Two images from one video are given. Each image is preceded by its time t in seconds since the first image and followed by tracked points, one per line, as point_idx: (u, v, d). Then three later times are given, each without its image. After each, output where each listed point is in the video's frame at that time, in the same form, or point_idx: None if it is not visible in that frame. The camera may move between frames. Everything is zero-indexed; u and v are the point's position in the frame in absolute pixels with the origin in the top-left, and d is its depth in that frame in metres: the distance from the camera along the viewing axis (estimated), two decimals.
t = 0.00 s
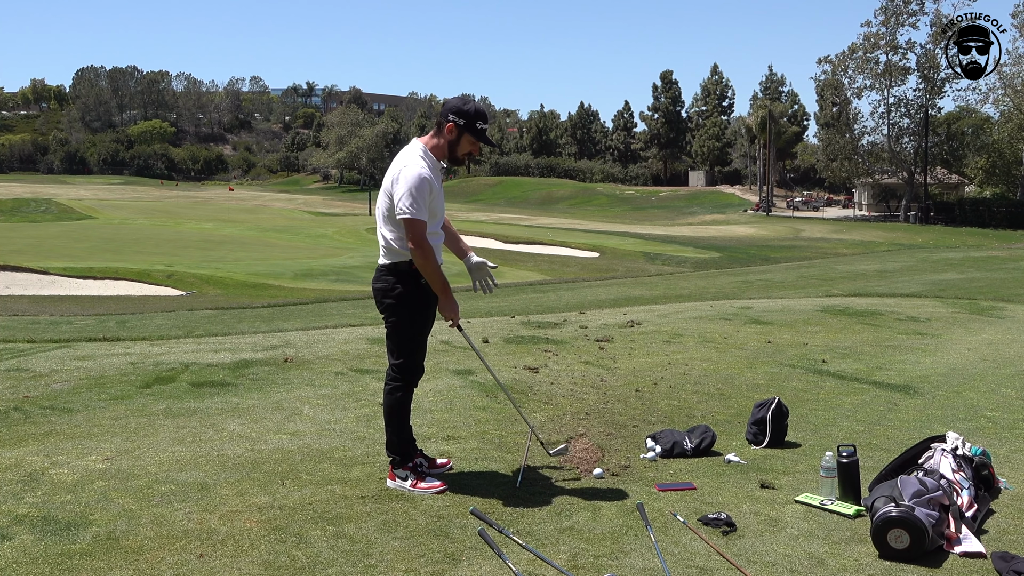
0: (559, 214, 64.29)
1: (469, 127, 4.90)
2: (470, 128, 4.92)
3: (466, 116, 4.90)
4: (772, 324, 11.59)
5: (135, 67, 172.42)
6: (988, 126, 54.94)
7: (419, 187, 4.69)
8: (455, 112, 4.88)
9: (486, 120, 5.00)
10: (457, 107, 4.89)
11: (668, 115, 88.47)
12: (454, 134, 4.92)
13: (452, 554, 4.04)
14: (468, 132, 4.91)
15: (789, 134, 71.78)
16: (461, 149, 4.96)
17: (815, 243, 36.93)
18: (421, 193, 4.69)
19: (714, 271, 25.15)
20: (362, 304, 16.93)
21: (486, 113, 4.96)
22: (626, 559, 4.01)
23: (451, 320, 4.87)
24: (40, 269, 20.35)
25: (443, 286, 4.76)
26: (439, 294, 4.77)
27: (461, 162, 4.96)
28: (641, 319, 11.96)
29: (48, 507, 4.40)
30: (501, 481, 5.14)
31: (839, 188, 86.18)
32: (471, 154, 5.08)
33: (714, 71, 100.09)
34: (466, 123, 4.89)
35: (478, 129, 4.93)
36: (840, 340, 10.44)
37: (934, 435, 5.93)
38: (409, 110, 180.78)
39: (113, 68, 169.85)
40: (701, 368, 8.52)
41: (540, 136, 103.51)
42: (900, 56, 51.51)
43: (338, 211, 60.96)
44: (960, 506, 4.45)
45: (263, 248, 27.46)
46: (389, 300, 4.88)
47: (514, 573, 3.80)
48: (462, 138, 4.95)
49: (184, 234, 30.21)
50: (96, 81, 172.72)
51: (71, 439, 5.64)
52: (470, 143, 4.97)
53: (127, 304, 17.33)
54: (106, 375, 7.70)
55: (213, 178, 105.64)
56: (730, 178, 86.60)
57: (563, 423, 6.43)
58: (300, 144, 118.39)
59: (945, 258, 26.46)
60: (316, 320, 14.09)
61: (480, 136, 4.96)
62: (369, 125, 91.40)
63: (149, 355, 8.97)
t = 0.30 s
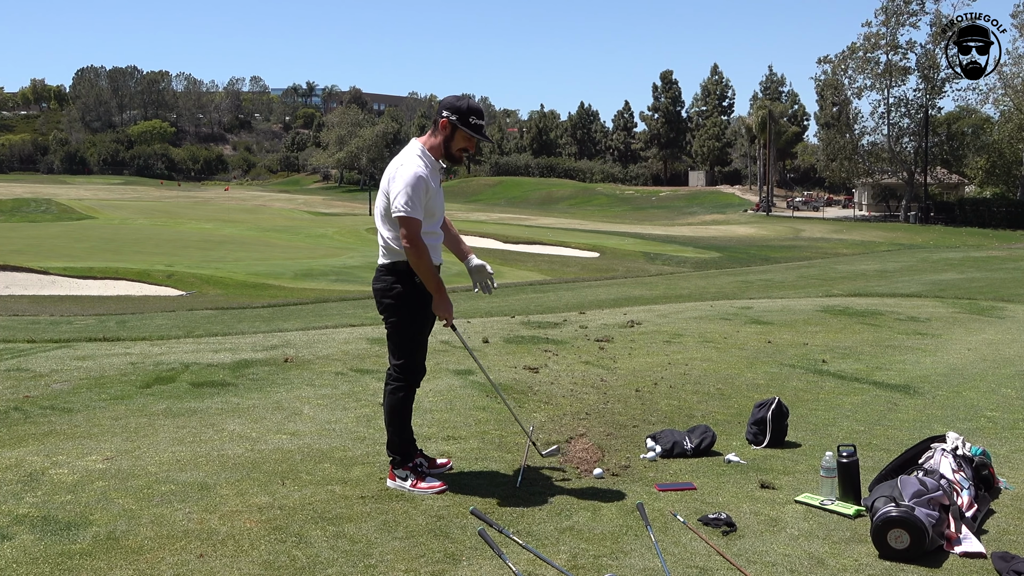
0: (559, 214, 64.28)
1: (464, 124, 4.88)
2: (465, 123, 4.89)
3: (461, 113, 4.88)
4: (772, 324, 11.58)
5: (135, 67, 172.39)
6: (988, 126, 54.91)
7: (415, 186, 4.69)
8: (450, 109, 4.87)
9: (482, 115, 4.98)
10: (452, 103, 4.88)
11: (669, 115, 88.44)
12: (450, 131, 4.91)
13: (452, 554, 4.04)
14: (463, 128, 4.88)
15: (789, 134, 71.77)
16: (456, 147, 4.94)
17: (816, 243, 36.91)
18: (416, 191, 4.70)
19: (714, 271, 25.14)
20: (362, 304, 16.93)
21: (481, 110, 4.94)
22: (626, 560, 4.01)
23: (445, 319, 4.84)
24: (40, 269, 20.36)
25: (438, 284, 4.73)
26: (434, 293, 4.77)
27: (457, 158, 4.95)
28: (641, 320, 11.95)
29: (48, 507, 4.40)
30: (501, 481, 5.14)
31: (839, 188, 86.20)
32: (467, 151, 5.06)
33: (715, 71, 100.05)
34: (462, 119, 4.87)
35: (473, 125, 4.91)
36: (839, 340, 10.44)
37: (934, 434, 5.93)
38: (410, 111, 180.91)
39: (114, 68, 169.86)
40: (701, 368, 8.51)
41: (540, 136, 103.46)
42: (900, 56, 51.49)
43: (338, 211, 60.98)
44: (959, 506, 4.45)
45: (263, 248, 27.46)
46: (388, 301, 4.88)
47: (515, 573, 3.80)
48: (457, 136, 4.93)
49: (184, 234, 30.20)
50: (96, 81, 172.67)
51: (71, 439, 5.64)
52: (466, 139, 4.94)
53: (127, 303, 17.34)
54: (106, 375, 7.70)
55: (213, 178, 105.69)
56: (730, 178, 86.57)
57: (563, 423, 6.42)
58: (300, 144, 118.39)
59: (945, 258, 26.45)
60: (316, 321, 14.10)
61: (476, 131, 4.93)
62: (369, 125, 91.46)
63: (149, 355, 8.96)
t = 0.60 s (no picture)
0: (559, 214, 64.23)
1: (457, 118, 4.83)
2: (457, 120, 4.86)
3: (454, 110, 4.84)
4: (772, 324, 11.57)
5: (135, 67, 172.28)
6: (988, 126, 54.92)
7: (401, 183, 4.72)
8: (444, 105, 4.84)
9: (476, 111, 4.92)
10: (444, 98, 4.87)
11: (668, 115, 88.41)
12: (444, 127, 4.88)
13: (451, 554, 4.04)
14: (457, 122, 4.83)
15: (789, 134, 71.77)
16: (452, 145, 4.92)
17: (815, 243, 36.89)
18: (403, 187, 4.72)
19: (714, 271, 25.10)
20: (362, 304, 16.92)
21: (475, 106, 4.88)
22: (626, 560, 4.01)
23: (427, 317, 4.76)
24: (40, 269, 20.35)
25: (417, 280, 4.67)
26: (414, 289, 4.69)
27: (452, 155, 4.92)
28: (641, 320, 11.94)
29: (48, 507, 4.39)
30: (501, 482, 5.14)
31: (839, 188, 86.18)
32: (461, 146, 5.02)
33: (715, 71, 100.03)
34: (455, 115, 4.82)
35: (467, 120, 4.85)
36: (840, 340, 10.43)
37: (935, 434, 5.92)
38: (410, 111, 180.81)
39: (114, 69, 169.71)
40: (701, 368, 8.51)
41: (540, 136, 103.43)
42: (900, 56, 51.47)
43: (338, 211, 60.94)
44: (959, 507, 4.45)
45: (263, 248, 27.46)
46: (385, 300, 4.91)
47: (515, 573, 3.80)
48: (450, 132, 4.90)
49: (184, 234, 30.17)
50: (96, 81, 172.59)
51: (71, 439, 5.64)
52: (458, 137, 4.92)
53: (127, 304, 17.33)
54: (106, 375, 7.69)
55: (213, 178, 105.68)
56: (730, 178, 86.54)
57: (562, 423, 6.42)
58: (300, 144, 118.34)
59: (945, 258, 26.42)
60: (316, 321, 14.08)
61: (470, 130, 4.91)
62: (369, 125, 91.44)
63: (149, 355, 8.96)
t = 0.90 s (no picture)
0: (559, 214, 64.23)
1: (457, 112, 4.79)
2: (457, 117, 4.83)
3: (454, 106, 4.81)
4: (772, 324, 11.58)
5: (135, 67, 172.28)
6: (988, 126, 54.93)
7: (395, 181, 4.72)
8: (444, 100, 4.82)
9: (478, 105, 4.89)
10: (444, 94, 4.84)
11: (668, 115, 88.43)
12: (444, 122, 4.86)
13: (451, 554, 4.04)
14: (456, 116, 4.80)
15: (789, 134, 71.79)
16: (454, 141, 4.91)
17: (816, 243, 36.90)
18: (396, 185, 4.72)
19: (714, 271, 25.10)
20: (362, 304, 16.92)
21: (476, 99, 4.85)
22: (625, 559, 4.01)
23: (409, 319, 4.71)
24: (40, 269, 20.36)
25: (400, 279, 4.63)
26: (398, 288, 4.64)
27: (455, 150, 4.91)
28: (641, 320, 11.95)
29: (48, 507, 4.39)
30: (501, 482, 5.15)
31: (839, 188, 86.21)
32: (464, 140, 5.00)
33: (715, 71, 100.02)
34: (453, 112, 4.80)
35: (467, 113, 4.82)
36: (840, 340, 10.42)
37: (935, 434, 5.92)
38: (409, 111, 180.86)
39: (114, 69, 169.70)
40: (701, 368, 8.51)
41: (540, 136, 103.45)
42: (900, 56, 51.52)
43: (338, 211, 60.97)
44: (959, 506, 4.45)
45: (263, 248, 27.46)
46: (387, 304, 4.91)
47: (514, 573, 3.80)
48: (451, 128, 4.88)
49: (184, 234, 30.17)
50: (96, 81, 172.61)
51: (71, 439, 5.64)
52: (460, 132, 4.90)
53: (127, 304, 17.34)
54: (106, 375, 7.69)
55: (213, 178, 105.69)
56: (730, 178, 86.55)
57: (563, 423, 6.42)
58: (300, 144, 118.37)
59: (945, 258, 26.44)
60: (316, 320, 14.08)
61: (470, 126, 4.89)
62: (369, 125, 91.51)
63: (149, 355, 8.97)
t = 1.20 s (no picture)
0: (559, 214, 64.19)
1: (454, 106, 4.79)
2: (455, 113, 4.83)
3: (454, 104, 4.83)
4: (771, 324, 11.57)
5: (135, 67, 172.13)
6: (988, 126, 54.91)
7: (390, 180, 4.76)
8: (443, 96, 4.84)
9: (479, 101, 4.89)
10: (444, 90, 4.85)
11: (668, 115, 88.41)
12: (445, 118, 4.87)
13: (451, 554, 4.03)
14: (453, 111, 4.80)
15: (789, 134, 71.78)
16: (456, 133, 4.90)
17: (816, 243, 36.88)
18: (392, 184, 4.75)
19: (714, 271, 25.09)
20: (362, 304, 16.90)
21: (475, 93, 4.81)
22: (626, 559, 4.01)
23: (395, 318, 4.75)
24: (40, 269, 20.34)
25: (386, 277, 4.66)
26: (383, 287, 4.70)
27: (458, 146, 4.92)
28: (641, 319, 11.93)
29: (48, 507, 4.39)
30: (500, 481, 5.15)
31: (839, 188, 86.26)
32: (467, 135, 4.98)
33: (714, 71, 100.00)
34: (454, 106, 4.81)
35: (466, 105, 4.80)
36: (840, 340, 10.42)
37: (935, 435, 5.91)
38: (409, 111, 180.95)
39: (114, 69, 169.59)
40: (701, 368, 8.50)
41: (540, 136, 103.45)
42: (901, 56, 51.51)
43: (338, 211, 60.94)
44: (959, 506, 4.45)
45: (263, 248, 27.44)
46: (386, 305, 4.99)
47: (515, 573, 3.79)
48: (452, 124, 4.87)
49: (184, 234, 30.14)
50: (96, 81, 172.47)
51: (71, 439, 5.63)
52: (461, 127, 4.90)
53: (126, 304, 17.31)
54: (106, 375, 7.68)
55: (213, 178, 105.61)
56: (730, 178, 86.52)
57: (562, 423, 6.42)
58: (300, 144, 118.35)
59: (945, 258, 26.42)
60: (316, 321, 14.06)
61: (471, 121, 4.88)
62: (369, 125, 91.51)
63: (149, 355, 8.95)
